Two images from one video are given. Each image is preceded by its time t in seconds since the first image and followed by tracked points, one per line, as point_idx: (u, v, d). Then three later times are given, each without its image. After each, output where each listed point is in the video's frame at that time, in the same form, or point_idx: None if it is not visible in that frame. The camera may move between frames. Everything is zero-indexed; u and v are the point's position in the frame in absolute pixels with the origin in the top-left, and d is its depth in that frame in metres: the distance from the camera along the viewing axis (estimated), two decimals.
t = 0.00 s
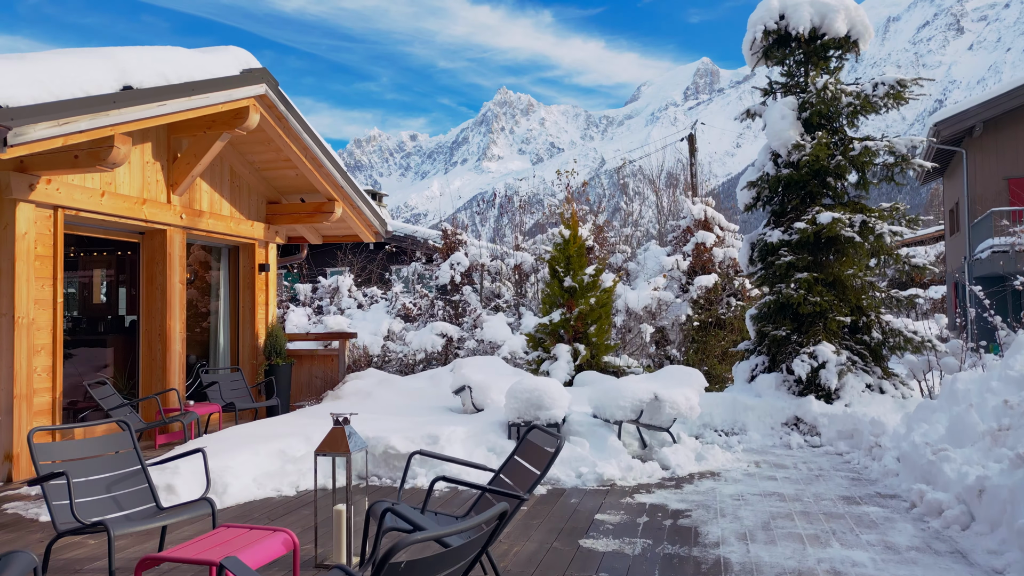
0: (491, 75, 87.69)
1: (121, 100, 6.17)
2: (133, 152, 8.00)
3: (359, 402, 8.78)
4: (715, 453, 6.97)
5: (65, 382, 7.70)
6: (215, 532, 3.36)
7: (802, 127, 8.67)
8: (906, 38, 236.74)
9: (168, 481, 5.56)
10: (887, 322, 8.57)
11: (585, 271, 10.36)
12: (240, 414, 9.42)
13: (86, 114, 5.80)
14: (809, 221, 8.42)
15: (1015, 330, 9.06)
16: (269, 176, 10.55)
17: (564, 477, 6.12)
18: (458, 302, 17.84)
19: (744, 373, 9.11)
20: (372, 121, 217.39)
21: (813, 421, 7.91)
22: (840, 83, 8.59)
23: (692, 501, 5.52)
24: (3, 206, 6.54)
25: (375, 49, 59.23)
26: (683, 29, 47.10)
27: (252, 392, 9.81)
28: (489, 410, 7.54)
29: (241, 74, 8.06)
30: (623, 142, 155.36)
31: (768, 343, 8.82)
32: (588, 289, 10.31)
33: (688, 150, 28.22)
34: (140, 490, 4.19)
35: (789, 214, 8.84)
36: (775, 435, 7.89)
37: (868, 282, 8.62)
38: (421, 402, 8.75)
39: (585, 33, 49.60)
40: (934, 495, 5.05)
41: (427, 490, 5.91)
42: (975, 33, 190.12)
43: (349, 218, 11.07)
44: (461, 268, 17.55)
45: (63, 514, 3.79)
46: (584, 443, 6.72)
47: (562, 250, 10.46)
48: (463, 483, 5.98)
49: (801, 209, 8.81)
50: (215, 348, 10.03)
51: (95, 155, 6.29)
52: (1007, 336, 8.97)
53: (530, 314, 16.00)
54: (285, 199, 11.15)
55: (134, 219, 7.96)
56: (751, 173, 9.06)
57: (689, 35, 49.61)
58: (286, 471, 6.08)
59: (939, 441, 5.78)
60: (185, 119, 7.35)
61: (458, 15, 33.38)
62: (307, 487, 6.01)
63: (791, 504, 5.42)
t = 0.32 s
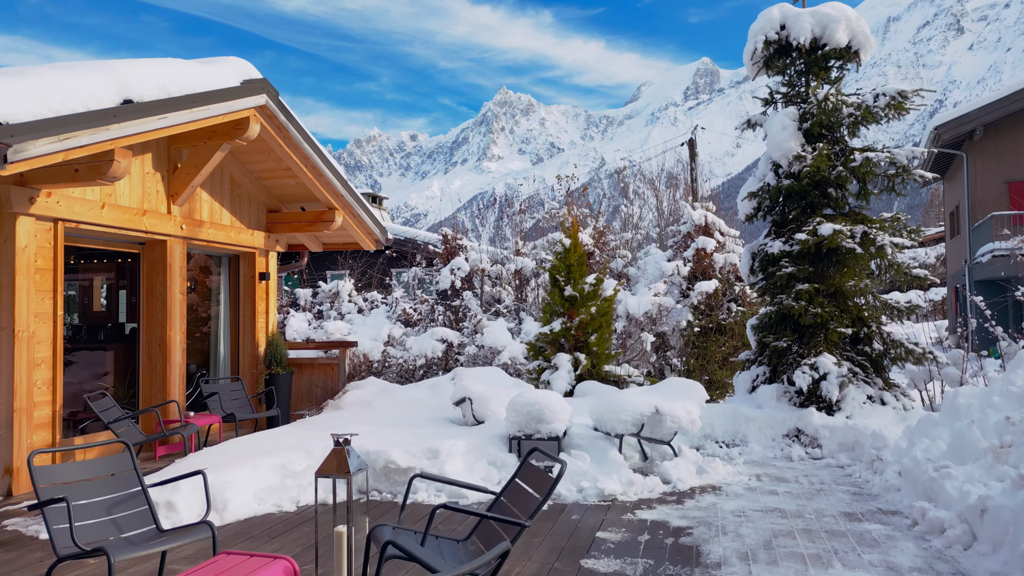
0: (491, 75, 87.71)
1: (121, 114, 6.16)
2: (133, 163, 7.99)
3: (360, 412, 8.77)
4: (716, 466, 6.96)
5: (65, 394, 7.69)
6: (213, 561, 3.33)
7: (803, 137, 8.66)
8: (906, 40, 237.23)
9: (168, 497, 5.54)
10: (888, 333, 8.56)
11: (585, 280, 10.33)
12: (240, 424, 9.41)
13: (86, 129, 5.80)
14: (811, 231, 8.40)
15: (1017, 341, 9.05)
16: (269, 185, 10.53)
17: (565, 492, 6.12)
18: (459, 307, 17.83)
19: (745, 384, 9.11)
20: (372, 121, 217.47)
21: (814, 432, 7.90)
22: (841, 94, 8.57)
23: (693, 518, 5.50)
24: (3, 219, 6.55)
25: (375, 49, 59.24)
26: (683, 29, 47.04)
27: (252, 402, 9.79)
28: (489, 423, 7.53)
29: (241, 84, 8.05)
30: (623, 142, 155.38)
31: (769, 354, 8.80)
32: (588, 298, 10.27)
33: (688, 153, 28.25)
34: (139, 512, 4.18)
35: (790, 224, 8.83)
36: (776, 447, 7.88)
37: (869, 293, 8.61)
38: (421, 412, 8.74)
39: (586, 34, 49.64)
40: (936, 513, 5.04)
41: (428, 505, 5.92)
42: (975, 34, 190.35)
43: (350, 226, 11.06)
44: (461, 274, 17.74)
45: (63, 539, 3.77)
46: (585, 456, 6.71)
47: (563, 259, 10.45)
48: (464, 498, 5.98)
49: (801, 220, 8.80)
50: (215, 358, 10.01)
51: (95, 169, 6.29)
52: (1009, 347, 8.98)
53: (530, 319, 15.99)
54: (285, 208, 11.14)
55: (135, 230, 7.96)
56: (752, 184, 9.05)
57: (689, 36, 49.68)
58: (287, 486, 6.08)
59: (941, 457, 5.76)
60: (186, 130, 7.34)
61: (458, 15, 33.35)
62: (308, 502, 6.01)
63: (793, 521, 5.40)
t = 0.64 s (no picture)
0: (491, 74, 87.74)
1: (122, 128, 6.15)
2: (134, 175, 7.98)
3: (360, 422, 8.76)
4: (717, 479, 6.95)
5: (65, 406, 7.68)
6: None
7: (804, 147, 8.65)
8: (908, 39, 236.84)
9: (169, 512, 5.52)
10: (890, 343, 8.55)
11: (586, 288, 10.30)
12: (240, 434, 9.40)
13: (87, 144, 5.79)
14: (812, 242, 8.38)
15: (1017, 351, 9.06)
16: (270, 194, 10.52)
17: (567, 507, 6.12)
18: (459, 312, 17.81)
19: (746, 394, 9.10)
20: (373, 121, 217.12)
21: (815, 444, 7.89)
22: (842, 104, 8.55)
23: (695, 534, 5.49)
24: (3, 233, 6.55)
25: (376, 49, 59.21)
26: (683, 30, 47.01)
27: (252, 412, 9.78)
28: (490, 435, 7.51)
29: (242, 95, 8.03)
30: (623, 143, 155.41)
31: (770, 364, 8.81)
32: (589, 307, 10.25)
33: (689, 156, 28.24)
34: (140, 534, 4.21)
35: (791, 234, 8.81)
36: (777, 459, 7.87)
37: (870, 304, 8.60)
38: (421, 423, 8.73)
39: (586, 34, 49.62)
40: (938, 530, 5.03)
41: (428, 520, 5.93)
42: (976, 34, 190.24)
43: (350, 234, 11.05)
44: (462, 278, 17.62)
45: (64, 563, 3.79)
46: (586, 469, 6.70)
47: (564, 267, 10.42)
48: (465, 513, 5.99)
49: (802, 230, 8.78)
50: (215, 367, 10.00)
51: (95, 183, 6.28)
52: (1010, 358, 8.96)
53: (531, 324, 15.97)
54: (285, 216, 11.13)
55: (135, 241, 7.95)
56: (753, 194, 9.03)
57: (689, 35, 49.71)
58: (287, 501, 6.08)
59: (943, 473, 5.75)
60: (187, 142, 7.33)
61: (459, 15, 33.36)
62: (308, 517, 6.00)
63: (794, 538, 5.38)
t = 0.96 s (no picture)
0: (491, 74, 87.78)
1: (122, 144, 6.14)
2: (134, 188, 7.97)
3: (361, 434, 8.75)
4: (718, 494, 6.93)
5: (65, 419, 7.66)
6: None
7: (805, 159, 8.63)
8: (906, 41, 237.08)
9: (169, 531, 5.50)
10: (890, 356, 8.54)
11: (587, 299, 10.26)
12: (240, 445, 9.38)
13: (87, 162, 5.79)
14: (813, 255, 8.36)
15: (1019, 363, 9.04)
16: (270, 204, 10.50)
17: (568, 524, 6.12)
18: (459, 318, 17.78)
19: (747, 406, 9.09)
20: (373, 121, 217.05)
21: (816, 458, 7.87)
22: (843, 116, 8.53)
23: (696, 554, 5.48)
24: (3, 248, 6.54)
25: (377, 49, 59.22)
26: (685, 30, 47.07)
27: (252, 423, 9.77)
28: (491, 450, 7.50)
29: (242, 107, 8.02)
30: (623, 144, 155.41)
31: (770, 377, 8.82)
32: (590, 317, 10.21)
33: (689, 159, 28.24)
34: (139, 560, 4.27)
35: (792, 247, 8.79)
36: (778, 472, 7.85)
37: (871, 316, 8.59)
38: (421, 436, 8.71)
39: (587, 34, 49.68)
40: (940, 551, 5.02)
41: (429, 538, 5.93)
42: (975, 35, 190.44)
43: (350, 244, 11.03)
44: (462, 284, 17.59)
45: None
46: (587, 485, 6.69)
47: (564, 277, 10.38)
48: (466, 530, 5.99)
49: (803, 243, 8.77)
50: (215, 378, 9.99)
51: (95, 199, 6.28)
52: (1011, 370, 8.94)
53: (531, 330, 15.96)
54: (285, 226, 11.11)
55: (135, 254, 7.95)
56: (754, 206, 9.02)
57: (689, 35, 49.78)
58: (287, 518, 6.06)
59: (944, 491, 5.73)
60: (187, 156, 7.32)
61: (459, 15, 33.38)
62: (309, 535, 5.99)
63: (797, 557, 5.37)
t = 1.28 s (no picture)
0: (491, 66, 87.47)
1: (121, 153, 6.12)
2: (133, 193, 7.95)
3: (361, 439, 8.76)
4: (719, 502, 6.93)
5: (66, 426, 7.67)
6: None
7: (806, 164, 8.60)
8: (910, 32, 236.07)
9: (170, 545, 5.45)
10: (891, 362, 8.54)
11: (587, 301, 10.22)
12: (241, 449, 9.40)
13: (87, 172, 5.78)
14: (813, 261, 8.35)
15: (1019, 366, 9.04)
16: (270, 206, 10.48)
17: (569, 533, 6.15)
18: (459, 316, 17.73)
19: (747, 411, 9.10)
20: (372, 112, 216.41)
21: (816, 463, 7.87)
22: (845, 121, 8.48)
23: (696, 565, 5.47)
24: (3, 257, 6.53)
25: (377, 41, 58.99)
26: (685, 21, 46.92)
27: (253, 427, 9.78)
28: (492, 457, 7.50)
29: (242, 112, 7.99)
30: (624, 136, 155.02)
31: (771, 382, 8.83)
32: (590, 320, 10.18)
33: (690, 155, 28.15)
34: None
35: (793, 252, 8.77)
36: (779, 478, 7.86)
37: (873, 322, 8.58)
38: (422, 440, 8.71)
39: (588, 25, 49.48)
40: (940, 564, 5.02)
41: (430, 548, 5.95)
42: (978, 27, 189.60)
43: (351, 246, 11.02)
44: (462, 282, 17.57)
45: None
46: (587, 494, 6.70)
47: (565, 280, 10.33)
48: (467, 540, 6.02)
49: (805, 248, 8.75)
50: (216, 381, 9.99)
51: (95, 208, 6.27)
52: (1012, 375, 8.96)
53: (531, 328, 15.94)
54: (285, 228, 11.09)
55: (135, 260, 7.94)
56: (755, 211, 9.01)
57: (691, 26, 49.58)
58: (288, 528, 6.07)
59: (945, 501, 5.74)
60: (186, 162, 7.28)
61: (459, 6, 33.21)
62: (309, 544, 6.00)
63: (797, 569, 5.37)
